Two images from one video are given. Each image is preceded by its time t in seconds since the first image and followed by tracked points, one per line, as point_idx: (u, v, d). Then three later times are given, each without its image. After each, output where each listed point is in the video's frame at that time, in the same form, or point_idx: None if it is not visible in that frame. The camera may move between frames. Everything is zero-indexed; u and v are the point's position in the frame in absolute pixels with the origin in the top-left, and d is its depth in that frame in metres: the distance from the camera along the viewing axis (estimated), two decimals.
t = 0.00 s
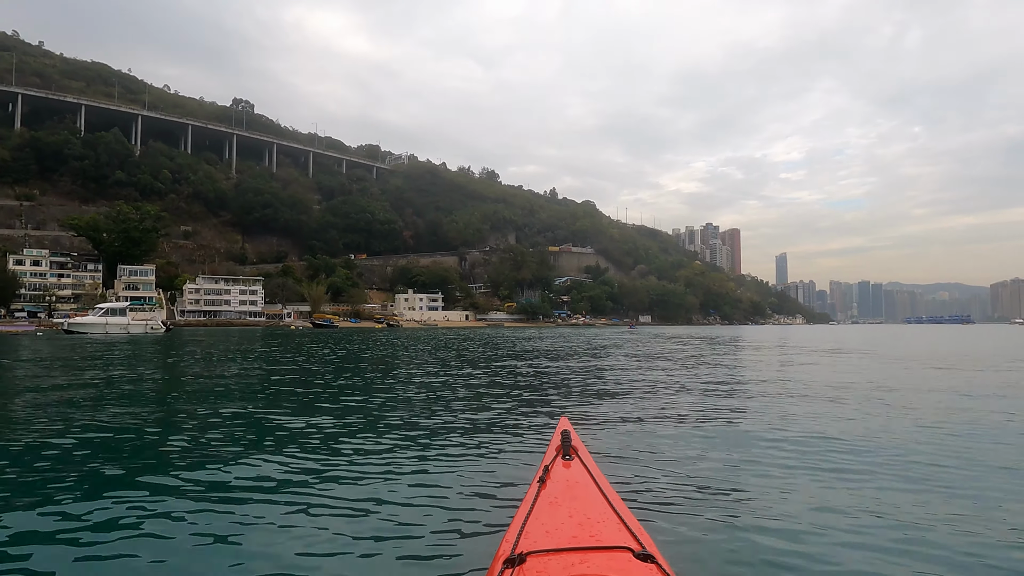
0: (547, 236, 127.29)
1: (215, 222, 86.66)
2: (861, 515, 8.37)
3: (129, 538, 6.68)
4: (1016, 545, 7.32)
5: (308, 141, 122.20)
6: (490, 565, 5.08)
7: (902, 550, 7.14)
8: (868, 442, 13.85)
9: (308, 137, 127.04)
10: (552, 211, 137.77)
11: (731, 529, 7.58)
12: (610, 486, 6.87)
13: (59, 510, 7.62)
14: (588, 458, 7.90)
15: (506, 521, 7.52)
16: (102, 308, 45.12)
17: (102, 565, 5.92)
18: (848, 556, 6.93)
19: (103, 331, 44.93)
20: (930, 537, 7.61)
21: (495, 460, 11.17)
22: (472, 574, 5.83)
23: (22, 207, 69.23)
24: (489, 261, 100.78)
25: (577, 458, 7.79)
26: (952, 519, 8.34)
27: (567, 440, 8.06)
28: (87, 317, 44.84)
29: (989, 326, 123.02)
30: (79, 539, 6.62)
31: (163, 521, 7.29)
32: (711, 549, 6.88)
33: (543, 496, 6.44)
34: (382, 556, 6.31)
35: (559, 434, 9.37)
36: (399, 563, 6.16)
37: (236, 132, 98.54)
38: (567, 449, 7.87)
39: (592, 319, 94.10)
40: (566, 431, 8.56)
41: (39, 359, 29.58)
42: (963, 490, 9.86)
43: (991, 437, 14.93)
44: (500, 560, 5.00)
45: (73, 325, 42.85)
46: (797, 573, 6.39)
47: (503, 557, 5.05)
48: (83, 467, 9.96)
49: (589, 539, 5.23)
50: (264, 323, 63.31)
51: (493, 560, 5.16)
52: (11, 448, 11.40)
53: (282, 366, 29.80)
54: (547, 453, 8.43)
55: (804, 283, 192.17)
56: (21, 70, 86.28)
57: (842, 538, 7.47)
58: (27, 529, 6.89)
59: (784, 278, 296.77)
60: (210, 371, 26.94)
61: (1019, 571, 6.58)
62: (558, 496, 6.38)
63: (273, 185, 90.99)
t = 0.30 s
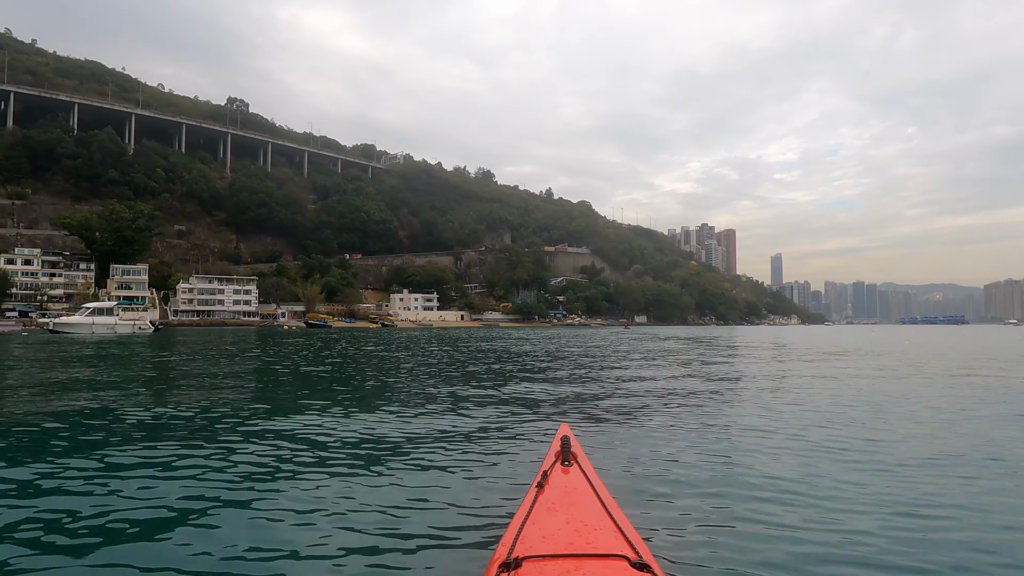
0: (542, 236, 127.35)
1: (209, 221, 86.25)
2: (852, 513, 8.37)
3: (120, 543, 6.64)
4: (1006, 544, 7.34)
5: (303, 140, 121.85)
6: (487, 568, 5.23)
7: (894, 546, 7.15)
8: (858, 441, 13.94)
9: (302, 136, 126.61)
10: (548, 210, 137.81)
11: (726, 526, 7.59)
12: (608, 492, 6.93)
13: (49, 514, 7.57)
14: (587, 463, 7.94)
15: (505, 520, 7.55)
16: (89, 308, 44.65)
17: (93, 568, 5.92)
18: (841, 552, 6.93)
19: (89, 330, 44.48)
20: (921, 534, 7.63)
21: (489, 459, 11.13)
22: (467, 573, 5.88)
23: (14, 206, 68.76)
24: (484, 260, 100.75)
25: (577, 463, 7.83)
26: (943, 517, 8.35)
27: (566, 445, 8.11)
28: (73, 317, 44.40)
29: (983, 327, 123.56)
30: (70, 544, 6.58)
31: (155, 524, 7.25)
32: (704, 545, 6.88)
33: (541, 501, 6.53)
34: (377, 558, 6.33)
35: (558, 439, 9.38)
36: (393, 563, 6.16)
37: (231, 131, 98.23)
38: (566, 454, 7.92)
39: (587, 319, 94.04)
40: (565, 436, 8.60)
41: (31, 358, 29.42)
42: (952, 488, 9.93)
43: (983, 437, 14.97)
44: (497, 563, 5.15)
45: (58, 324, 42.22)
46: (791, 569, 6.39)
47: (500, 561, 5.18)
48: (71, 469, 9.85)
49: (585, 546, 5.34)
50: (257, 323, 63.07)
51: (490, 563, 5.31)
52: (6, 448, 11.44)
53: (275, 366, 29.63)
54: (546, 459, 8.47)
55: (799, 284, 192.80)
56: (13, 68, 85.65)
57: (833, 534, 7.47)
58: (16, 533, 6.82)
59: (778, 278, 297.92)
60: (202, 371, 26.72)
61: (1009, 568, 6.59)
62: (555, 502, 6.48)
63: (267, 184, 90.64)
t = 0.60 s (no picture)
0: (538, 236, 127.12)
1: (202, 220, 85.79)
2: (853, 514, 8.25)
3: (120, 540, 6.51)
4: (1007, 545, 7.25)
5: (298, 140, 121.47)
6: (488, 565, 5.25)
7: (894, 548, 7.07)
8: (853, 440, 13.93)
9: (297, 135, 126.17)
10: (543, 210, 137.76)
11: (727, 527, 7.49)
12: (613, 494, 6.90)
13: (46, 512, 7.41)
14: (593, 465, 7.92)
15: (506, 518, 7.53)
16: (73, 307, 44.03)
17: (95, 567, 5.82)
18: (842, 554, 6.83)
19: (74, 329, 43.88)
20: (921, 534, 7.54)
21: (492, 459, 10.99)
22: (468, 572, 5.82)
23: (5, 205, 68.21)
24: (480, 260, 100.46)
25: (582, 464, 7.81)
26: (943, 518, 8.26)
27: (572, 446, 8.09)
28: (59, 316, 43.86)
29: (976, 326, 124.12)
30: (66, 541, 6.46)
31: (155, 523, 7.11)
32: (705, 547, 6.78)
33: (545, 501, 6.52)
34: (381, 557, 6.22)
35: (564, 441, 9.32)
36: (394, 561, 6.11)
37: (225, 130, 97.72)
38: (572, 455, 7.90)
39: (583, 319, 94.00)
40: (572, 437, 8.58)
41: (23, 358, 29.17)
42: (947, 488, 9.92)
43: (982, 438, 14.86)
44: (498, 562, 5.14)
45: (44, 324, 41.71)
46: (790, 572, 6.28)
47: (501, 558, 5.19)
48: (68, 468, 9.66)
49: (587, 548, 5.31)
50: (251, 323, 62.81)
51: (491, 561, 5.31)
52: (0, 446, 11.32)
53: (270, 366, 29.32)
54: (552, 459, 8.45)
55: (794, 284, 193.42)
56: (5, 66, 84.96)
57: (836, 536, 7.35)
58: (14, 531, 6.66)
59: (773, 278, 298.38)
60: (197, 371, 26.40)
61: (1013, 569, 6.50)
62: (559, 502, 6.46)
63: (262, 183, 90.26)
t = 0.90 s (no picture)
0: (535, 235, 127.02)
1: (198, 219, 85.56)
2: (848, 510, 8.29)
3: (126, 543, 6.42)
4: (1004, 541, 7.25)
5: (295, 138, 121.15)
6: (498, 556, 5.36)
7: (889, 540, 7.14)
8: (849, 438, 14.01)
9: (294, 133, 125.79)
10: (540, 208, 137.68)
11: (726, 522, 7.51)
12: (622, 487, 6.98)
13: (50, 517, 7.29)
14: (604, 459, 8.01)
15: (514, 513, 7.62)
16: (62, 306, 43.52)
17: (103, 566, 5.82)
18: (843, 547, 6.85)
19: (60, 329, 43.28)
20: (918, 530, 7.55)
21: (498, 459, 10.89)
22: (474, 566, 5.88)
23: None
24: (476, 259, 100.34)
25: (593, 458, 7.90)
26: (940, 515, 8.24)
27: (583, 439, 8.17)
28: (46, 315, 43.02)
29: (972, 325, 124.42)
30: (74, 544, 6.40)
31: (163, 525, 7.05)
32: (705, 540, 6.82)
33: (554, 494, 6.64)
34: (393, 554, 6.23)
35: (575, 434, 9.36)
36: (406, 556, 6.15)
37: (221, 128, 97.40)
38: (582, 448, 7.98)
39: (580, 318, 93.95)
40: (582, 430, 8.65)
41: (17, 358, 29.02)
42: (943, 485, 9.94)
43: (978, 436, 14.85)
44: (508, 552, 5.27)
45: (30, 323, 40.91)
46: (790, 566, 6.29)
47: (510, 550, 5.30)
48: (69, 472, 9.53)
49: (597, 540, 5.41)
50: (246, 322, 62.64)
51: (500, 553, 5.41)
52: None
53: (266, 366, 29.14)
54: (562, 452, 8.53)
55: (790, 283, 193.68)
56: None
57: (834, 531, 7.38)
58: (19, 536, 6.56)
59: (770, 277, 298.68)
60: (194, 371, 26.24)
61: (1011, 565, 6.50)
62: (569, 495, 6.57)
63: (258, 182, 90.01)
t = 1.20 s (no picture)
0: (535, 235, 126.87)
1: (197, 219, 85.47)
2: (851, 509, 8.22)
3: (122, 546, 6.19)
4: (1006, 542, 7.11)
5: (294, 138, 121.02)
6: (501, 562, 5.27)
7: (892, 540, 7.06)
8: (851, 437, 13.93)
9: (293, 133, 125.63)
10: (540, 208, 137.50)
11: (725, 524, 7.39)
12: (628, 492, 6.88)
13: (48, 517, 7.13)
14: (608, 464, 7.89)
15: (519, 515, 7.50)
16: (55, 305, 43.25)
17: (107, 567, 5.71)
18: (846, 550, 6.73)
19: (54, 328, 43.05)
20: (920, 530, 7.42)
21: (500, 460, 10.69)
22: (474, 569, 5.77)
23: None
24: (476, 258, 100.21)
25: (597, 462, 7.80)
26: (941, 516, 8.11)
27: (587, 443, 8.05)
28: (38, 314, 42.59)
29: (972, 325, 124.25)
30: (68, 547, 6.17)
31: (166, 525, 6.90)
32: (707, 543, 6.70)
33: (558, 499, 6.53)
34: (399, 557, 6.06)
35: (579, 438, 9.20)
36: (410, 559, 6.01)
37: (220, 128, 97.25)
38: (587, 452, 7.87)
39: (580, 317, 93.80)
40: (587, 434, 8.53)
41: (16, 356, 28.90)
42: (946, 484, 9.86)
43: (978, 436, 14.69)
44: (512, 558, 5.16)
45: (22, 322, 40.54)
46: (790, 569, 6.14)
47: (513, 556, 5.21)
48: (62, 472, 9.29)
49: (600, 546, 5.32)
50: (246, 322, 62.48)
51: (504, 559, 5.32)
52: None
53: (265, 366, 28.95)
54: (567, 457, 8.41)
55: (791, 282, 193.63)
56: None
57: (835, 533, 7.24)
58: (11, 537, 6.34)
59: (770, 276, 298.56)
60: (191, 372, 25.98)
61: (1015, 566, 6.41)
62: (573, 501, 6.47)
63: (257, 181, 89.92)
